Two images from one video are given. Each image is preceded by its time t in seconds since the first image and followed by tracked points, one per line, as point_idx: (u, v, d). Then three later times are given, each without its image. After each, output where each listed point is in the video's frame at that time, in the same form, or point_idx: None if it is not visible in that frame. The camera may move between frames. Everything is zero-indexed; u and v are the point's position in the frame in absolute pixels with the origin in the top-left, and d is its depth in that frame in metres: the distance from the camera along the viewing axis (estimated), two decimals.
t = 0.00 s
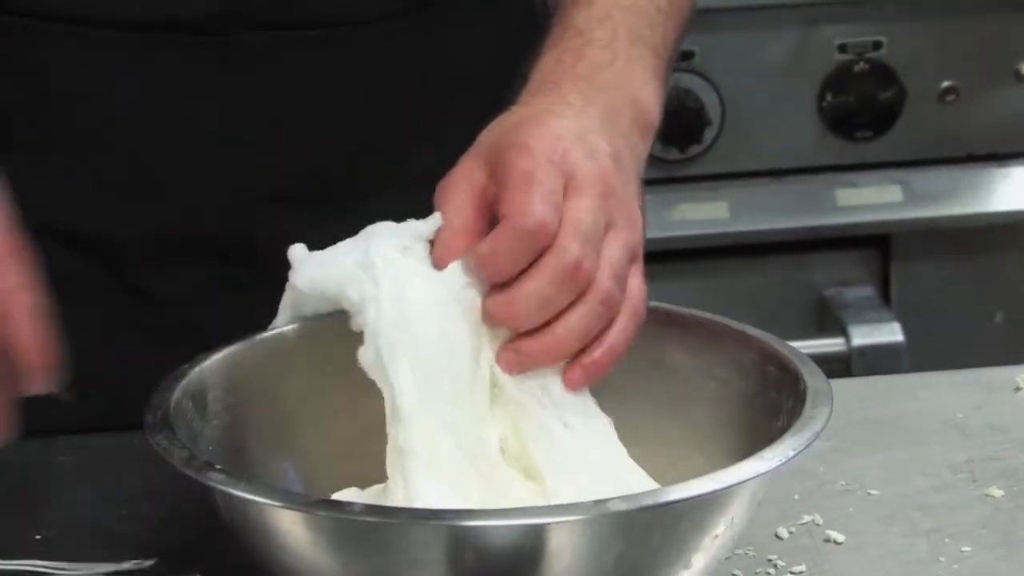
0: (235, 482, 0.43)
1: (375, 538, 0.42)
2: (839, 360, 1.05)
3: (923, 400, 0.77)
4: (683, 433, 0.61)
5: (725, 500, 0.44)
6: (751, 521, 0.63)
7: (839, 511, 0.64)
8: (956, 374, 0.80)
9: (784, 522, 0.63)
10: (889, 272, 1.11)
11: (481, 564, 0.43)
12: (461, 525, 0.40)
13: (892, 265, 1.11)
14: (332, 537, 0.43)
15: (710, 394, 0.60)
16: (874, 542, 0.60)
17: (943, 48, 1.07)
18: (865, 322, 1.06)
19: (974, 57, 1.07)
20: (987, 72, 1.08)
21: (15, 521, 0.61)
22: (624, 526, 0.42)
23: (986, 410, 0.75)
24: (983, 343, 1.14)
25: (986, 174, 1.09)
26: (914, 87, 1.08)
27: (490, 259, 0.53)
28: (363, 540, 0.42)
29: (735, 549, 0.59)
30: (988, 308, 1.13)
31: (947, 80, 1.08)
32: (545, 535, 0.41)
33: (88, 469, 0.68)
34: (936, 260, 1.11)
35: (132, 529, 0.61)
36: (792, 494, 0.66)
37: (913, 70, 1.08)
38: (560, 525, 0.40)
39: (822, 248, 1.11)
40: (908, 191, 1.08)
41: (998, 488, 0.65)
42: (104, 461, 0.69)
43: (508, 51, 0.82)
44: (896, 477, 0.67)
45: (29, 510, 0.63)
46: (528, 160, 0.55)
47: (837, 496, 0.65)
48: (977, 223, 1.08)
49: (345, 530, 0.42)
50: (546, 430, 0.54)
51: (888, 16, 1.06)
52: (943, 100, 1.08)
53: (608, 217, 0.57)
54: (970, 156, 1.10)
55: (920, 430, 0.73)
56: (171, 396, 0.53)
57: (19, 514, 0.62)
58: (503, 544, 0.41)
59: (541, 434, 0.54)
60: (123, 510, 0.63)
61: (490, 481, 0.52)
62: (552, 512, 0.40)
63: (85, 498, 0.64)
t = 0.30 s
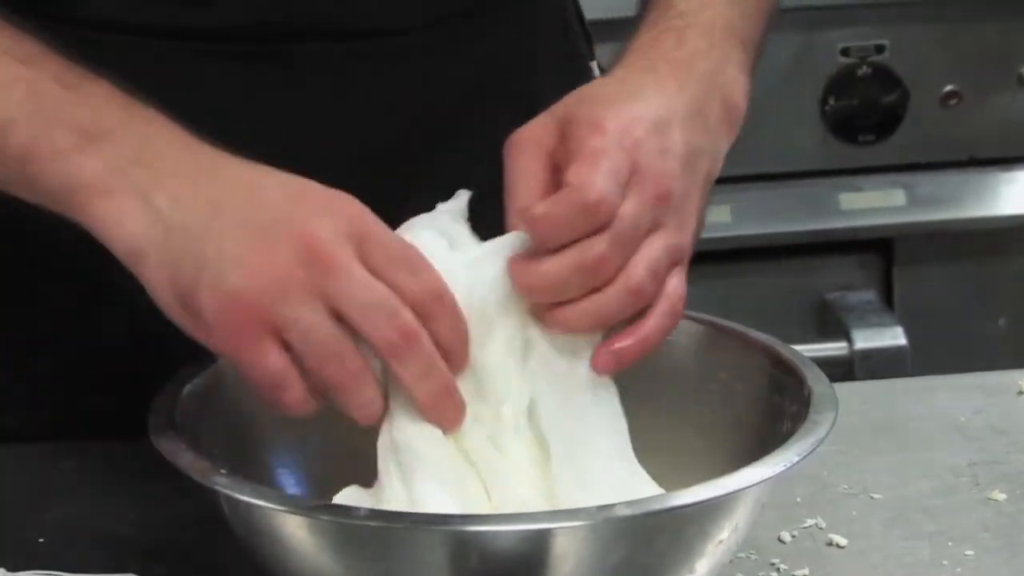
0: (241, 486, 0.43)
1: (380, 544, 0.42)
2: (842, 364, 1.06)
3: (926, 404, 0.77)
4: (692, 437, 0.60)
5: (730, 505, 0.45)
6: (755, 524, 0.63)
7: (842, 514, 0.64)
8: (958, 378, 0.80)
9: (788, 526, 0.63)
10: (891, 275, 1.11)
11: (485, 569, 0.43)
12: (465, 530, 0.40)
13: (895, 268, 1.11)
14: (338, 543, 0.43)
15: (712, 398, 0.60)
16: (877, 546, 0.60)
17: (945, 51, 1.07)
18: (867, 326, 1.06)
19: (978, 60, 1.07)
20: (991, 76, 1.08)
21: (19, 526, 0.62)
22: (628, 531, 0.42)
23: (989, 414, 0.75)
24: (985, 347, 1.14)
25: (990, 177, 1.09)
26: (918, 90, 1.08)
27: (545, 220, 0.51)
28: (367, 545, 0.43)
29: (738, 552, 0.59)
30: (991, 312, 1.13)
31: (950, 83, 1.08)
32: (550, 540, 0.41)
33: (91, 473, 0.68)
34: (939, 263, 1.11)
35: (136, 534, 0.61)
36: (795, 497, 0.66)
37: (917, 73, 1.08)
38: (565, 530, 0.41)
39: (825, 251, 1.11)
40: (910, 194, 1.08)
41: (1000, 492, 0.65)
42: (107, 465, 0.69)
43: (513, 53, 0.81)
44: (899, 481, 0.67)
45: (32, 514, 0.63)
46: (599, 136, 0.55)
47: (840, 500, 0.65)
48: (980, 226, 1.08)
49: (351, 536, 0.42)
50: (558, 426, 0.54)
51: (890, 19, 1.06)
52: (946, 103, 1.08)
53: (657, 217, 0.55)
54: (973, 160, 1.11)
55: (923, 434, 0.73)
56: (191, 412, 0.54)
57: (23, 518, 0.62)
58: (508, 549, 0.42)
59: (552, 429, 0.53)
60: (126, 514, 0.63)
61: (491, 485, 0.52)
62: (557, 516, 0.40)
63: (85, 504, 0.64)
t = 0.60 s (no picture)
0: (244, 488, 0.44)
1: (379, 545, 0.42)
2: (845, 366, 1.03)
3: (929, 406, 0.77)
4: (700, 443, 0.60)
5: (727, 508, 0.45)
6: (758, 526, 0.63)
7: (845, 517, 0.64)
8: (961, 381, 0.80)
9: (791, 528, 0.63)
10: (896, 278, 1.11)
11: (483, 570, 0.43)
12: (463, 531, 0.40)
13: (900, 270, 1.11)
14: (338, 545, 0.43)
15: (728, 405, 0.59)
16: (881, 548, 0.60)
17: (948, 54, 1.07)
18: (871, 327, 1.04)
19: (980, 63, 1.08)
20: (994, 78, 1.09)
21: (22, 529, 0.62)
22: (626, 533, 0.42)
23: (991, 416, 0.75)
24: (990, 350, 1.14)
25: (993, 180, 1.09)
26: (921, 93, 1.09)
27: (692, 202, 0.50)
28: (366, 546, 0.43)
29: (741, 554, 0.59)
30: (995, 314, 1.13)
31: (953, 85, 1.09)
32: (549, 541, 0.41)
33: (94, 476, 0.68)
34: (943, 265, 1.11)
35: (138, 536, 0.61)
36: (798, 500, 0.66)
37: (920, 76, 1.08)
38: (562, 531, 0.41)
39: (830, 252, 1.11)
40: (914, 196, 1.08)
41: (1003, 495, 0.65)
42: (110, 468, 0.69)
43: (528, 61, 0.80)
44: (903, 482, 0.67)
45: (34, 517, 0.63)
46: (756, 131, 0.52)
47: (843, 502, 0.65)
48: (985, 229, 1.08)
49: (350, 537, 0.43)
50: (605, 409, 0.51)
51: (893, 22, 1.06)
52: (949, 105, 1.09)
53: (814, 225, 0.53)
54: (976, 163, 1.11)
55: (926, 436, 0.73)
56: (203, 418, 0.54)
57: (25, 521, 0.63)
58: (507, 550, 0.42)
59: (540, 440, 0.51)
60: (129, 517, 0.63)
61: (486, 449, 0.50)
62: (555, 518, 0.41)
63: (87, 506, 0.64)
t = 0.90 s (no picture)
0: (252, 489, 0.44)
1: (386, 545, 0.42)
2: (852, 367, 1.05)
3: (935, 407, 0.77)
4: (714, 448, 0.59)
5: (735, 509, 0.45)
6: (765, 528, 0.63)
7: (851, 519, 0.64)
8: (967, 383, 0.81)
9: (797, 530, 0.63)
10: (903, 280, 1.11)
11: (490, 571, 0.43)
12: (469, 531, 0.41)
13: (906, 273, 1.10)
14: (347, 545, 0.43)
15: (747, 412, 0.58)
16: (888, 550, 0.60)
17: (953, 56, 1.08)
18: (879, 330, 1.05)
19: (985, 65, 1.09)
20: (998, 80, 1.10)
21: (27, 531, 0.62)
22: (633, 533, 0.42)
23: (997, 418, 0.75)
24: (996, 352, 1.14)
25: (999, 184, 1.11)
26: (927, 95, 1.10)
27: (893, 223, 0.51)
28: (373, 547, 0.43)
29: (748, 556, 0.59)
30: (1001, 316, 1.13)
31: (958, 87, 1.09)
32: (557, 542, 0.41)
33: (101, 477, 0.68)
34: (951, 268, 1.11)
35: (143, 538, 0.61)
36: (805, 501, 0.66)
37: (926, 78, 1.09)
38: (570, 533, 0.41)
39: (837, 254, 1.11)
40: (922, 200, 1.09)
41: (1010, 497, 0.65)
42: (117, 469, 0.69)
43: (547, 68, 0.80)
44: (909, 485, 0.67)
45: (40, 519, 0.63)
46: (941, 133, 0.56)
47: (849, 504, 0.65)
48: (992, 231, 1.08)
49: (358, 538, 0.43)
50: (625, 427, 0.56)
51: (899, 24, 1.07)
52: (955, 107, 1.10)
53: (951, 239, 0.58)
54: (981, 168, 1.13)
55: (933, 437, 0.73)
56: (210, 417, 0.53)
57: (31, 522, 0.63)
58: (514, 550, 0.42)
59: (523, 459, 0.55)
60: (134, 518, 0.63)
61: (488, 467, 0.56)
62: (563, 519, 0.41)
63: (90, 508, 0.65)
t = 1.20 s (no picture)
0: (268, 490, 0.44)
1: (400, 545, 0.43)
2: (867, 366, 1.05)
3: (949, 408, 0.77)
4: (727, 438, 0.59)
5: (749, 510, 0.45)
6: (779, 529, 0.63)
7: (865, 520, 0.64)
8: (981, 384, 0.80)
9: (811, 531, 0.63)
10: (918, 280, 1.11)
11: (504, 570, 0.43)
12: (484, 531, 0.41)
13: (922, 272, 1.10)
14: (362, 545, 0.44)
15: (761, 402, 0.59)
16: (902, 551, 0.60)
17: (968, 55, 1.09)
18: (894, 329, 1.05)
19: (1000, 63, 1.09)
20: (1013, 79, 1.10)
21: (46, 529, 0.63)
22: (647, 534, 0.42)
23: (1012, 419, 0.75)
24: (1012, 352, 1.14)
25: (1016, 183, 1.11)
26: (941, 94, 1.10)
27: None
28: (389, 547, 0.43)
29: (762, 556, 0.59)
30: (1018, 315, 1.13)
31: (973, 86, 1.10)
32: (571, 542, 0.42)
33: (119, 477, 0.69)
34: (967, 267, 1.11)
35: (160, 538, 0.62)
36: (819, 502, 0.66)
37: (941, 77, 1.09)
38: (585, 533, 0.41)
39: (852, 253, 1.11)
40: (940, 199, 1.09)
41: None
42: (135, 468, 0.70)
43: (562, 68, 0.81)
44: (923, 486, 0.67)
45: (59, 517, 0.64)
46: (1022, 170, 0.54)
47: (863, 505, 0.65)
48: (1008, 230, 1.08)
49: (374, 539, 0.43)
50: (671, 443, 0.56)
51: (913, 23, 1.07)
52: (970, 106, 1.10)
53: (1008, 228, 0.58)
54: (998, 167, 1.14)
55: (947, 438, 0.73)
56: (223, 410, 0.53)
57: (49, 520, 0.63)
58: (527, 550, 0.42)
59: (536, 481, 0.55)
60: (151, 518, 0.64)
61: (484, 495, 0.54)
62: (577, 520, 0.41)
63: (107, 507, 0.65)
